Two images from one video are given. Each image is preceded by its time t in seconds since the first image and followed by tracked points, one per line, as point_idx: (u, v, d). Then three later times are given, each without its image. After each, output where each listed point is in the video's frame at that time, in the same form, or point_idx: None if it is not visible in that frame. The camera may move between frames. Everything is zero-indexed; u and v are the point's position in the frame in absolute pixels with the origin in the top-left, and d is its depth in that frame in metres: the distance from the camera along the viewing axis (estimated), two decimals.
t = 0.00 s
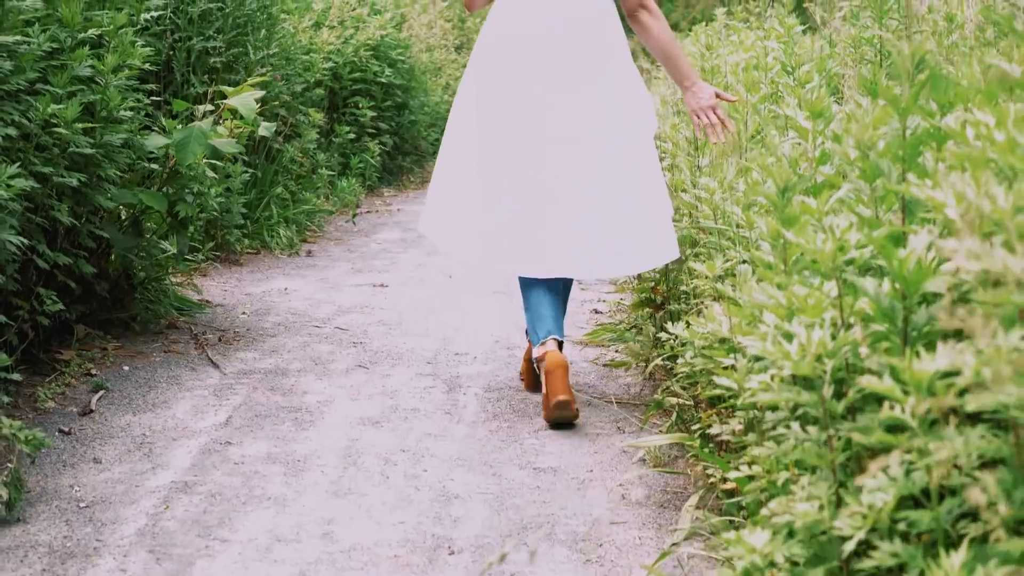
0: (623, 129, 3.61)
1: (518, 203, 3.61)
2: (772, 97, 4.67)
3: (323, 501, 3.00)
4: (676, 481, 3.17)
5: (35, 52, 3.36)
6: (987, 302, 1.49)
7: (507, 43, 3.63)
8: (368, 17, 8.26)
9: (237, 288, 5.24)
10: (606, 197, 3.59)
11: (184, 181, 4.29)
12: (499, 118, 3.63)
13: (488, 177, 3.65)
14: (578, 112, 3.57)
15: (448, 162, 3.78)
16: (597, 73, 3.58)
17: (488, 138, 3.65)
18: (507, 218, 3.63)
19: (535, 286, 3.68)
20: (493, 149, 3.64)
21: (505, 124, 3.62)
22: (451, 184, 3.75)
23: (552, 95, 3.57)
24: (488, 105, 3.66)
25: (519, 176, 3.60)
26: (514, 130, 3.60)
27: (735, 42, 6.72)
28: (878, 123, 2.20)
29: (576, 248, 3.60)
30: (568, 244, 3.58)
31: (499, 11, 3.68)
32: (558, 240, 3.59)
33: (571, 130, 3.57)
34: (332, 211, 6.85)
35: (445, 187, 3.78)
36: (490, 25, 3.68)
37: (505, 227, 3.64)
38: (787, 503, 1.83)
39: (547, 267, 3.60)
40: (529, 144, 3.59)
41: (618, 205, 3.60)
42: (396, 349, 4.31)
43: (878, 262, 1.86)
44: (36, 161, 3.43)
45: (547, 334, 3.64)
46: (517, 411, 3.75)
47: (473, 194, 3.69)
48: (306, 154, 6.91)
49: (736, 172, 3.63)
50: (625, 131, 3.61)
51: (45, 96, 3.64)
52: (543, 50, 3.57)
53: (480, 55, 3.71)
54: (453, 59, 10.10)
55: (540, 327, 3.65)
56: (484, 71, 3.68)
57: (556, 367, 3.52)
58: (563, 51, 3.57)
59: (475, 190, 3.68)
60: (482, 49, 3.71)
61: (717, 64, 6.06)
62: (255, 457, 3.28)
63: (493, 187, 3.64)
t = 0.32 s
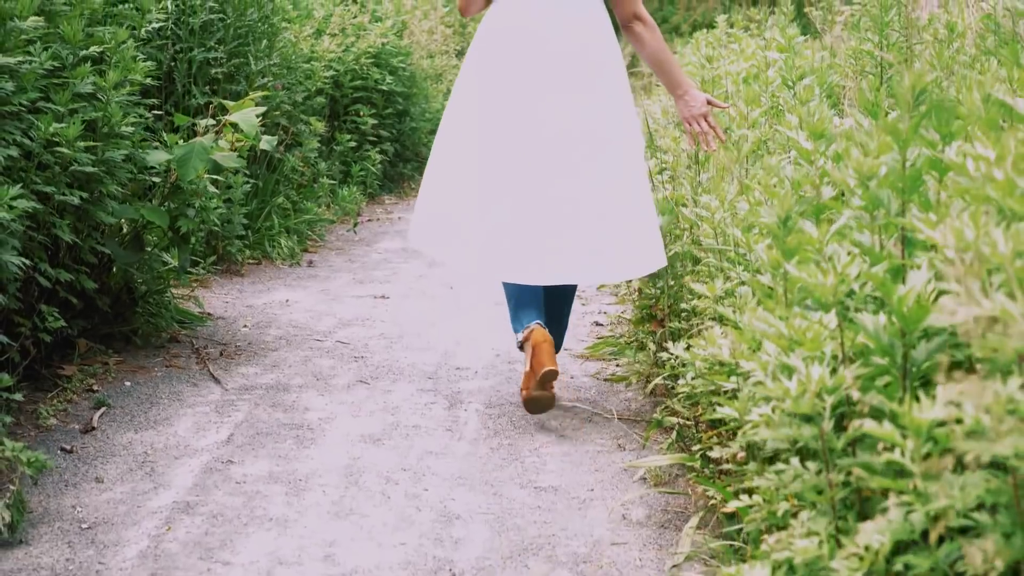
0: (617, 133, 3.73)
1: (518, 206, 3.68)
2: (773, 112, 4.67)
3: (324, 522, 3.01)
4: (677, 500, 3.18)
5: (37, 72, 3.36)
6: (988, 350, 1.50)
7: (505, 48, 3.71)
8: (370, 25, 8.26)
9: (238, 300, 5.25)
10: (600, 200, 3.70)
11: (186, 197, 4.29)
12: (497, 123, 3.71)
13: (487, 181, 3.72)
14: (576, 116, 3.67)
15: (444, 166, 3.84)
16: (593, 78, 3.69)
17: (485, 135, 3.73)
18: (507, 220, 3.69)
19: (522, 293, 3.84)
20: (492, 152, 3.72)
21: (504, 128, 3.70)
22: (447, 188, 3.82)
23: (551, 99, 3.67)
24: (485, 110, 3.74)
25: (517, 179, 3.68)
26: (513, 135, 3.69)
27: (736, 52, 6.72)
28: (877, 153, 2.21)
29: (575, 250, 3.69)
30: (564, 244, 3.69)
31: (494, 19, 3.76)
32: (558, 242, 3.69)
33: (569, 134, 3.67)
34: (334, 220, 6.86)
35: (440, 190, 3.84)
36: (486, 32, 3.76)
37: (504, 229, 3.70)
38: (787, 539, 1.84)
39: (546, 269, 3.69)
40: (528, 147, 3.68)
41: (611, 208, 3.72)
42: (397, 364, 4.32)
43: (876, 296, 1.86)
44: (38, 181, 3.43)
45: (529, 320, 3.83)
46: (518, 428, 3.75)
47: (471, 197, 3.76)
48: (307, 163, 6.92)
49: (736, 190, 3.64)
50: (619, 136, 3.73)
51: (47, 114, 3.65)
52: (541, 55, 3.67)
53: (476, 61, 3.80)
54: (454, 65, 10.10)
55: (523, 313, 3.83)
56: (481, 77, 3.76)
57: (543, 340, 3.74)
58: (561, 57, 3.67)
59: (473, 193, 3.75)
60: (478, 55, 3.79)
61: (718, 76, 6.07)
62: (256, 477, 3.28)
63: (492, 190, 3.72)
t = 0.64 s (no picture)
0: (614, 142, 3.86)
1: (518, 214, 3.80)
2: (773, 130, 4.68)
3: (325, 547, 3.02)
4: (677, 524, 3.19)
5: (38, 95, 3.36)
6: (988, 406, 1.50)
7: (505, 60, 3.81)
8: (370, 34, 8.26)
9: (239, 315, 5.27)
10: (597, 205, 3.82)
11: (186, 214, 4.30)
12: (500, 126, 3.80)
13: (488, 189, 3.82)
14: (575, 126, 3.79)
15: (443, 174, 3.92)
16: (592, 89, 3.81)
17: (486, 140, 3.82)
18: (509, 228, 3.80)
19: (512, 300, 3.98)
20: (492, 161, 3.81)
21: (505, 138, 3.80)
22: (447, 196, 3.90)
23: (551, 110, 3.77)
24: (486, 120, 3.83)
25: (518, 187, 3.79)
26: (514, 144, 3.79)
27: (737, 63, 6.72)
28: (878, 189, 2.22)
29: (574, 256, 3.81)
30: (562, 248, 3.80)
31: (494, 31, 3.85)
32: (556, 245, 3.80)
33: (570, 145, 3.78)
34: (334, 231, 6.87)
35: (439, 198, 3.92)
36: (485, 45, 3.85)
37: (504, 236, 3.81)
38: None
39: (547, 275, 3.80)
40: (530, 152, 3.78)
41: (607, 213, 3.84)
42: (398, 381, 4.33)
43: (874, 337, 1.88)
44: (38, 204, 3.44)
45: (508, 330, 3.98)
46: (519, 448, 3.76)
47: (472, 205, 3.85)
48: (308, 174, 6.92)
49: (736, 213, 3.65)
50: (615, 144, 3.85)
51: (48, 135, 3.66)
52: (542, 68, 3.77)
53: (474, 70, 3.88)
54: (455, 72, 10.09)
55: (501, 322, 3.97)
56: (480, 87, 3.85)
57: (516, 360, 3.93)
58: (561, 71, 3.77)
59: (472, 197, 3.84)
60: (476, 66, 3.88)
61: (718, 90, 6.07)
62: (257, 499, 3.29)
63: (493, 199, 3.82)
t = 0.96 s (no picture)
0: (610, 154, 3.88)
1: (522, 229, 3.81)
2: (771, 147, 4.69)
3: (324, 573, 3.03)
4: (675, 547, 3.20)
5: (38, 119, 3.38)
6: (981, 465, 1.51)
7: (505, 77, 3.81)
8: (371, 44, 8.27)
9: (239, 329, 5.29)
10: (595, 216, 3.84)
11: (186, 233, 4.30)
12: (499, 139, 3.82)
13: (490, 205, 3.83)
14: (576, 143, 3.81)
15: (443, 191, 3.93)
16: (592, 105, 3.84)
17: (485, 153, 3.84)
18: (513, 244, 3.82)
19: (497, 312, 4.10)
20: (494, 177, 3.83)
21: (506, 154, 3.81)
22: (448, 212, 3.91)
23: (553, 126, 3.79)
24: (487, 136, 3.84)
25: (520, 204, 3.80)
26: (515, 160, 3.80)
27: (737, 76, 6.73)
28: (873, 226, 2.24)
29: (576, 272, 3.83)
30: (561, 259, 3.82)
31: (492, 47, 3.85)
32: (555, 257, 3.82)
33: (570, 160, 3.80)
34: (334, 242, 6.88)
35: (441, 214, 3.93)
36: (485, 62, 3.85)
37: (508, 252, 3.83)
38: None
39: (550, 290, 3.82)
40: (529, 167, 3.80)
41: (604, 224, 3.86)
42: (397, 400, 4.34)
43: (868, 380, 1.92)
44: (38, 228, 3.45)
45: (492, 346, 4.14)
46: (518, 469, 3.78)
47: (473, 221, 3.86)
48: (308, 186, 6.94)
49: (734, 238, 3.66)
50: (611, 156, 3.88)
51: (48, 157, 3.67)
52: (542, 85, 3.78)
53: (474, 87, 3.89)
54: (455, 79, 10.11)
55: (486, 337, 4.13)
56: (480, 104, 3.86)
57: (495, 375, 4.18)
58: (560, 87, 3.79)
59: (472, 211, 3.86)
60: (476, 82, 3.89)
61: (717, 103, 6.09)
62: (257, 523, 3.30)
63: (495, 215, 3.83)
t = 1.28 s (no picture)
0: (601, 174, 4.04)
1: (521, 243, 3.98)
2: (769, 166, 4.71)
3: None
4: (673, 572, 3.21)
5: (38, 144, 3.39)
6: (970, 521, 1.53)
7: (499, 100, 3.98)
8: (371, 53, 8.29)
9: (239, 344, 5.30)
10: (587, 234, 4.00)
11: (186, 252, 4.30)
12: (493, 162, 4.00)
13: (490, 221, 4.00)
14: (571, 160, 3.98)
15: (441, 212, 4.11)
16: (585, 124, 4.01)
17: (480, 176, 4.02)
18: (513, 257, 3.99)
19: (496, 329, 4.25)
20: (493, 194, 4.00)
21: (504, 173, 3.98)
22: (449, 229, 4.08)
23: (547, 145, 3.96)
24: (484, 155, 4.01)
25: (519, 219, 3.97)
26: (512, 178, 3.97)
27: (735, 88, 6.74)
28: (865, 265, 2.26)
29: (576, 283, 4.00)
30: (555, 276, 3.98)
31: (484, 74, 4.02)
32: (550, 274, 3.98)
33: (562, 181, 3.97)
34: (334, 253, 6.90)
35: (441, 231, 4.10)
36: (478, 89, 4.03)
37: (509, 265, 4.00)
38: None
39: (551, 302, 3.98)
40: (522, 188, 3.97)
41: (596, 241, 4.02)
42: (396, 419, 4.35)
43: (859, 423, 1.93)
44: (38, 252, 3.45)
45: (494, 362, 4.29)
46: (516, 490, 3.79)
47: (471, 240, 4.04)
48: (308, 197, 6.96)
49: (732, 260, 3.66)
50: (602, 176, 4.04)
51: (48, 180, 3.68)
52: (535, 107, 3.95)
53: (468, 110, 4.06)
54: (455, 87, 10.12)
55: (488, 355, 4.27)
56: (475, 125, 4.02)
57: (499, 383, 4.32)
58: (551, 112, 3.96)
59: (469, 231, 4.04)
60: (470, 106, 4.06)
61: (716, 118, 6.10)
62: (256, 547, 3.32)
63: (492, 234, 4.01)
